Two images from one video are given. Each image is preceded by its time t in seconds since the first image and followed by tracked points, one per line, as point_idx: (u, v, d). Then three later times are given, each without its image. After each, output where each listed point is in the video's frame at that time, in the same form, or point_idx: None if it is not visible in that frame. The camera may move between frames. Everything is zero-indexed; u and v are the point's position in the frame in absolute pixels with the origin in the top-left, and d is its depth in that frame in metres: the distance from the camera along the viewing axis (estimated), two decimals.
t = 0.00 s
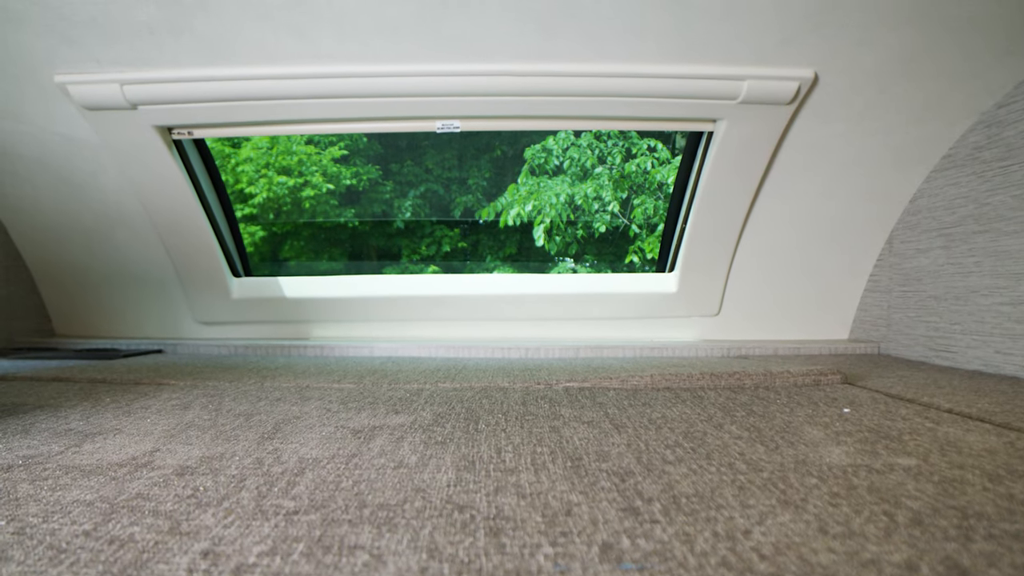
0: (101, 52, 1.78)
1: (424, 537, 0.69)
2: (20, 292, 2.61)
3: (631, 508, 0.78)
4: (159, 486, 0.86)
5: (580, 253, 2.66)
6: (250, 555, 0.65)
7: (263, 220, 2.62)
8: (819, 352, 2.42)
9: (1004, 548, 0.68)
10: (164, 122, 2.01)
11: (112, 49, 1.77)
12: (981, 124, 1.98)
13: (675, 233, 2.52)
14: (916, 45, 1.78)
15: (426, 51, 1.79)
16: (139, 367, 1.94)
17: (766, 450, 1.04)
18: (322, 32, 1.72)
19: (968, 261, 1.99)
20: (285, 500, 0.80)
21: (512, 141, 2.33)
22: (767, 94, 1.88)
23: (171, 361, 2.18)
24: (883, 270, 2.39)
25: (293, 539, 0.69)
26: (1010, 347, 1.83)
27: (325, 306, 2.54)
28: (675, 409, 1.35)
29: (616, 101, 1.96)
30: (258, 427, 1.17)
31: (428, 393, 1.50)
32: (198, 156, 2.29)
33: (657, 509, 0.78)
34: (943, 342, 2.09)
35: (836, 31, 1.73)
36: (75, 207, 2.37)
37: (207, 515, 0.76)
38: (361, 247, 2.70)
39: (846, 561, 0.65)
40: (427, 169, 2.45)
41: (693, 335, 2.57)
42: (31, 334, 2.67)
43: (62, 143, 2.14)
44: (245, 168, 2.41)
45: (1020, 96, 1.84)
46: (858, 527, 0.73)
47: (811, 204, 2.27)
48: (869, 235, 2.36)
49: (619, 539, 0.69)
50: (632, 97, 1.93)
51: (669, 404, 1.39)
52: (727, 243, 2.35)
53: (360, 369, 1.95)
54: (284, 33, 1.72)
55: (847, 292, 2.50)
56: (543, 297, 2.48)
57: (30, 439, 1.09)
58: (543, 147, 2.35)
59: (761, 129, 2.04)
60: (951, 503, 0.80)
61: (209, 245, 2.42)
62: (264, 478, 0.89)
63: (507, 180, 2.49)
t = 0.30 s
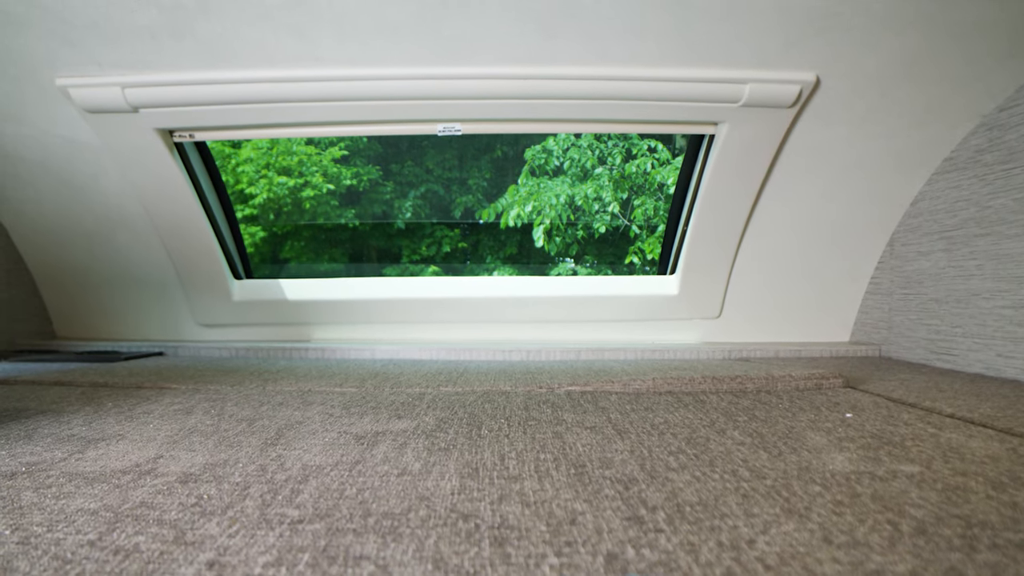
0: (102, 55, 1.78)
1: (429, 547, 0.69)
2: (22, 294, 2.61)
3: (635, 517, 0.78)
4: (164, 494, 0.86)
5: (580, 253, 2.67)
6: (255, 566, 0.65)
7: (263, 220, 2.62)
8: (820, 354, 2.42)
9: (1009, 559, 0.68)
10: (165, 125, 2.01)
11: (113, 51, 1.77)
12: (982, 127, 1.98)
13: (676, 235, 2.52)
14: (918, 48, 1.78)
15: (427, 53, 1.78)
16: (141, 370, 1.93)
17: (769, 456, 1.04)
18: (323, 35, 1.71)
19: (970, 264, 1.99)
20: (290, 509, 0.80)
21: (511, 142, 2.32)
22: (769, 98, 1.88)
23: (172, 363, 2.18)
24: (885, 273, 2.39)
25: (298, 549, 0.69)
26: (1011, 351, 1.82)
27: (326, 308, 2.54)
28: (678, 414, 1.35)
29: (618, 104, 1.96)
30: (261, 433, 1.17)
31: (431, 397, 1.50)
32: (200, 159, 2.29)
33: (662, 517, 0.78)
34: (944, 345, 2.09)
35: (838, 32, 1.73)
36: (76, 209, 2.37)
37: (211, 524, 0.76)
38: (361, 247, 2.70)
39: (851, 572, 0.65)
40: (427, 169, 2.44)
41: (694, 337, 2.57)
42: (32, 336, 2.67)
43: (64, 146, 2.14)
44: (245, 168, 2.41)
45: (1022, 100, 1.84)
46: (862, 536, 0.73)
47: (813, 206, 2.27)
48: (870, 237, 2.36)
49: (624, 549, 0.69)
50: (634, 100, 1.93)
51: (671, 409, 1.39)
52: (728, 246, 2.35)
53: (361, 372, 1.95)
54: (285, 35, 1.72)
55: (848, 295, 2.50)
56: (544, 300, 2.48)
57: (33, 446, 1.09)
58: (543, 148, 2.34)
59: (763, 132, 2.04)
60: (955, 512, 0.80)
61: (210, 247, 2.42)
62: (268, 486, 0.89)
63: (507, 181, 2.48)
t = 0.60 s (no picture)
0: (103, 58, 1.78)
1: (433, 557, 0.69)
2: (24, 297, 2.61)
3: (639, 525, 0.78)
4: (168, 502, 0.86)
5: (580, 254, 2.67)
6: None
7: (263, 221, 2.62)
8: (821, 356, 2.42)
9: (1013, 569, 0.68)
10: (166, 128, 2.01)
11: (115, 55, 1.76)
12: (984, 130, 1.98)
13: (677, 237, 2.53)
14: (919, 52, 1.78)
15: (428, 57, 1.78)
16: (142, 373, 1.93)
17: (772, 463, 1.04)
18: (326, 38, 1.71)
19: (971, 267, 1.99)
20: (294, 518, 0.80)
21: (511, 143, 2.32)
22: (771, 101, 1.88)
23: (173, 366, 2.17)
24: (886, 275, 2.39)
25: (303, 559, 0.69)
26: (1013, 354, 1.82)
27: (328, 310, 2.54)
28: (680, 418, 1.35)
29: (619, 106, 1.95)
30: (264, 439, 1.17)
31: (433, 402, 1.50)
32: (201, 161, 2.29)
33: (666, 526, 0.78)
34: (946, 348, 2.09)
35: (840, 36, 1.73)
36: (77, 212, 2.37)
37: (216, 533, 0.76)
38: (362, 248, 2.70)
39: None
40: (428, 170, 2.43)
41: (695, 340, 2.56)
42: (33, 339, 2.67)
43: (65, 148, 2.14)
44: (246, 169, 2.41)
45: None
46: (866, 546, 0.73)
47: (815, 209, 2.27)
48: (871, 239, 2.36)
49: (629, 559, 0.69)
50: (634, 103, 1.93)
51: (673, 414, 1.39)
52: (729, 248, 2.35)
53: (363, 375, 1.96)
54: (288, 39, 1.71)
55: (849, 297, 2.51)
56: (545, 302, 2.48)
57: (36, 452, 1.09)
58: (543, 149, 2.32)
59: (764, 135, 2.04)
60: (959, 521, 0.80)
61: (211, 250, 2.42)
62: (271, 493, 0.88)
63: (507, 180, 2.47)
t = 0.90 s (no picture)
0: (105, 62, 1.78)
1: (438, 567, 0.69)
2: (24, 299, 2.60)
3: (644, 534, 0.78)
4: (172, 510, 0.86)
5: (580, 254, 2.66)
6: None
7: (264, 221, 2.61)
8: (822, 359, 2.42)
9: None
10: (167, 131, 2.01)
11: (116, 58, 1.76)
12: (986, 134, 1.98)
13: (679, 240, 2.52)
14: (921, 56, 1.78)
15: (429, 60, 1.78)
16: (144, 376, 1.93)
17: (775, 469, 1.04)
18: (327, 42, 1.71)
19: (973, 270, 1.99)
20: (298, 526, 0.80)
21: (512, 143, 2.31)
22: (772, 104, 1.88)
23: (174, 369, 2.17)
24: (887, 278, 2.39)
25: (307, 569, 0.69)
26: (1014, 357, 1.82)
27: (329, 313, 2.54)
28: (682, 423, 1.35)
29: (621, 109, 1.95)
30: (267, 444, 1.17)
31: (435, 406, 1.50)
32: (202, 164, 2.29)
33: (670, 535, 0.78)
34: (947, 351, 2.09)
35: (842, 39, 1.73)
36: (78, 214, 2.37)
37: (220, 542, 0.76)
38: (362, 248, 2.68)
39: None
40: (428, 170, 2.42)
41: (696, 342, 2.57)
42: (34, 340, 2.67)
43: (67, 151, 2.14)
44: (246, 169, 2.40)
45: None
46: (870, 555, 0.73)
47: (816, 212, 2.27)
48: (873, 242, 2.36)
49: (634, 569, 0.69)
50: (635, 106, 1.93)
51: (675, 418, 1.39)
52: (731, 251, 2.35)
53: (364, 378, 1.95)
54: (289, 42, 1.71)
55: (850, 300, 2.51)
56: (546, 304, 2.48)
57: (39, 458, 1.09)
58: (544, 149, 2.31)
59: (766, 138, 2.04)
60: (962, 529, 0.80)
61: (212, 252, 2.42)
62: (275, 501, 0.88)
63: (507, 181, 2.46)
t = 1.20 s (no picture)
0: (106, 65, 1.78)
1: None
2: (25, 301, 2.60)
3: (648, 543, 0.78)
4: (175, 518, 0.85)
5: (580, 255, 2.65)
6: None
7: (264, 221, 2.61)
8: (823, 361, 2.43)
9: None
10: (169, 134, 2.01)
11: (117, 62, 1.76)
12: (987, 137, 1.98)
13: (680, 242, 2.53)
14: (924, 59, 1.78)
15: (431, 63, 1.78)
16: (145, 380, 1.93)
17: (778, 476, 1.04)
18: (328, 45, 1.71)
19: (974, 274, 1.99)
20: (302, 535, 0.80)
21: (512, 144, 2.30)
22: (774, 107, 1.88)
23: (175, 372, 2.17)
24: (888, 280, 2.39)
25: None
26: (1015, 360, 1.82)
27: (330, 315, 2.54)
28: (684, 428, 1.35)
29: (623, 112, 1.95)
30: (270, 450, 1.17)
31: (437, 410, 1.50)
32: (203, 166, 2.29)
33: (675, 543, 0.78)
34: (948, 354, 2.09)
35: (844, 43, 1.72)
36: (79, 217, 2.37)
37: (225, 551, 0.76)
38: (362, 249, 2.68)
39: None
40: (428, 171, 2.41)
41: (697, 344, 2.57)
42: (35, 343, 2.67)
43: (68, 154, 2.14)
44: (247, 170, 2.40)
45: None
46: (874, 564, 0.74)
47: (817, 214, 2.27)
48: (873, 245, 2.37)
49: None
50: (636, 109, 1.93)
51: (678, 423, 1.39)
52: (732, 254, 2.35)
53: (365, 381, 1.95)
54: (291, 45, 1.71)
55: (851, 302, 2.51)
56: (548, 307, 2.48)
57: (42, 464, 1.09)
58: (544, 150, 2.30)
59: (768, 141, 2.04)
60: (966, 538, 0.80)
61: (213, 255, 2.42)
62: (279, 509, 0.88)
63: (508, 182, 2.46)
